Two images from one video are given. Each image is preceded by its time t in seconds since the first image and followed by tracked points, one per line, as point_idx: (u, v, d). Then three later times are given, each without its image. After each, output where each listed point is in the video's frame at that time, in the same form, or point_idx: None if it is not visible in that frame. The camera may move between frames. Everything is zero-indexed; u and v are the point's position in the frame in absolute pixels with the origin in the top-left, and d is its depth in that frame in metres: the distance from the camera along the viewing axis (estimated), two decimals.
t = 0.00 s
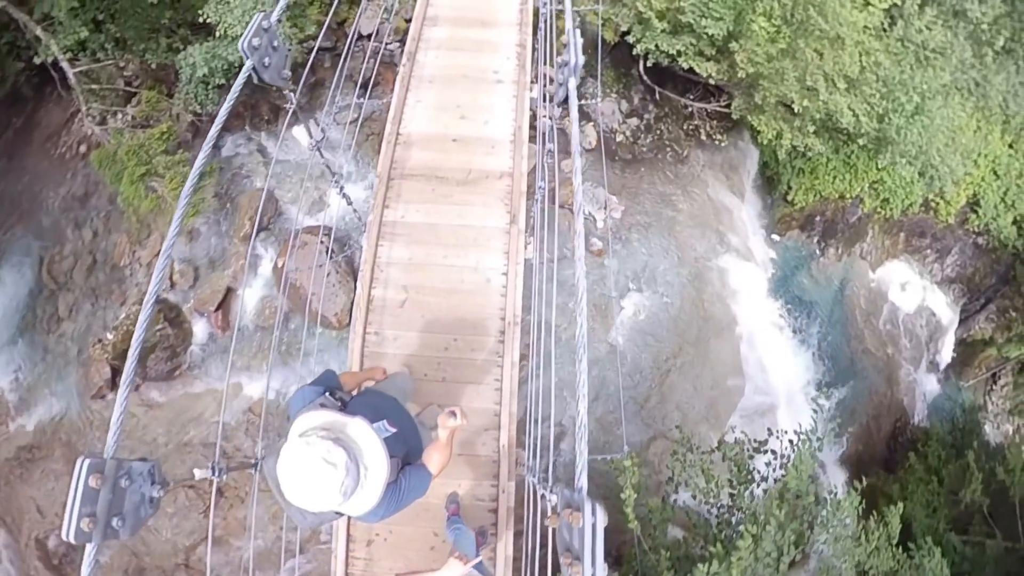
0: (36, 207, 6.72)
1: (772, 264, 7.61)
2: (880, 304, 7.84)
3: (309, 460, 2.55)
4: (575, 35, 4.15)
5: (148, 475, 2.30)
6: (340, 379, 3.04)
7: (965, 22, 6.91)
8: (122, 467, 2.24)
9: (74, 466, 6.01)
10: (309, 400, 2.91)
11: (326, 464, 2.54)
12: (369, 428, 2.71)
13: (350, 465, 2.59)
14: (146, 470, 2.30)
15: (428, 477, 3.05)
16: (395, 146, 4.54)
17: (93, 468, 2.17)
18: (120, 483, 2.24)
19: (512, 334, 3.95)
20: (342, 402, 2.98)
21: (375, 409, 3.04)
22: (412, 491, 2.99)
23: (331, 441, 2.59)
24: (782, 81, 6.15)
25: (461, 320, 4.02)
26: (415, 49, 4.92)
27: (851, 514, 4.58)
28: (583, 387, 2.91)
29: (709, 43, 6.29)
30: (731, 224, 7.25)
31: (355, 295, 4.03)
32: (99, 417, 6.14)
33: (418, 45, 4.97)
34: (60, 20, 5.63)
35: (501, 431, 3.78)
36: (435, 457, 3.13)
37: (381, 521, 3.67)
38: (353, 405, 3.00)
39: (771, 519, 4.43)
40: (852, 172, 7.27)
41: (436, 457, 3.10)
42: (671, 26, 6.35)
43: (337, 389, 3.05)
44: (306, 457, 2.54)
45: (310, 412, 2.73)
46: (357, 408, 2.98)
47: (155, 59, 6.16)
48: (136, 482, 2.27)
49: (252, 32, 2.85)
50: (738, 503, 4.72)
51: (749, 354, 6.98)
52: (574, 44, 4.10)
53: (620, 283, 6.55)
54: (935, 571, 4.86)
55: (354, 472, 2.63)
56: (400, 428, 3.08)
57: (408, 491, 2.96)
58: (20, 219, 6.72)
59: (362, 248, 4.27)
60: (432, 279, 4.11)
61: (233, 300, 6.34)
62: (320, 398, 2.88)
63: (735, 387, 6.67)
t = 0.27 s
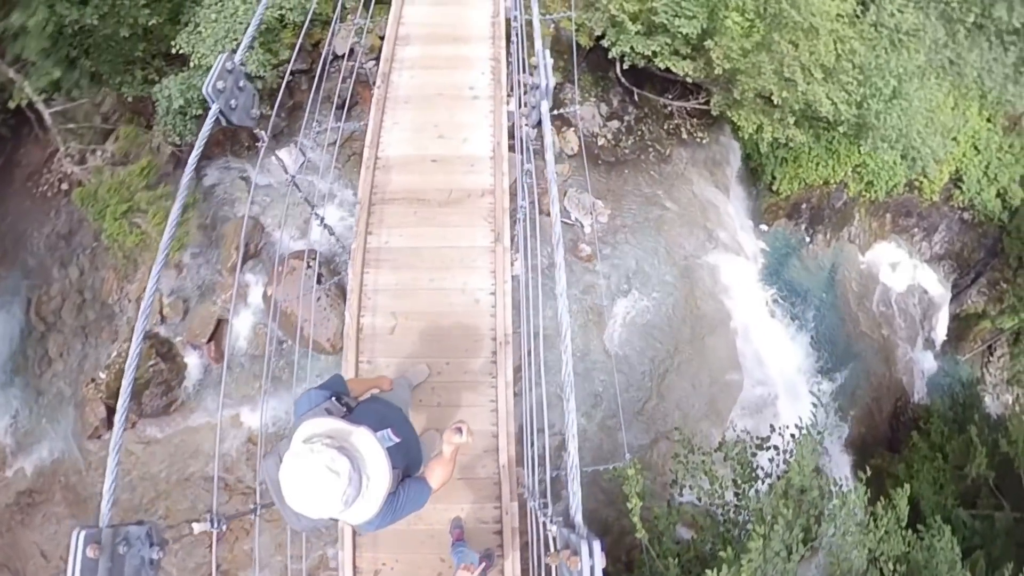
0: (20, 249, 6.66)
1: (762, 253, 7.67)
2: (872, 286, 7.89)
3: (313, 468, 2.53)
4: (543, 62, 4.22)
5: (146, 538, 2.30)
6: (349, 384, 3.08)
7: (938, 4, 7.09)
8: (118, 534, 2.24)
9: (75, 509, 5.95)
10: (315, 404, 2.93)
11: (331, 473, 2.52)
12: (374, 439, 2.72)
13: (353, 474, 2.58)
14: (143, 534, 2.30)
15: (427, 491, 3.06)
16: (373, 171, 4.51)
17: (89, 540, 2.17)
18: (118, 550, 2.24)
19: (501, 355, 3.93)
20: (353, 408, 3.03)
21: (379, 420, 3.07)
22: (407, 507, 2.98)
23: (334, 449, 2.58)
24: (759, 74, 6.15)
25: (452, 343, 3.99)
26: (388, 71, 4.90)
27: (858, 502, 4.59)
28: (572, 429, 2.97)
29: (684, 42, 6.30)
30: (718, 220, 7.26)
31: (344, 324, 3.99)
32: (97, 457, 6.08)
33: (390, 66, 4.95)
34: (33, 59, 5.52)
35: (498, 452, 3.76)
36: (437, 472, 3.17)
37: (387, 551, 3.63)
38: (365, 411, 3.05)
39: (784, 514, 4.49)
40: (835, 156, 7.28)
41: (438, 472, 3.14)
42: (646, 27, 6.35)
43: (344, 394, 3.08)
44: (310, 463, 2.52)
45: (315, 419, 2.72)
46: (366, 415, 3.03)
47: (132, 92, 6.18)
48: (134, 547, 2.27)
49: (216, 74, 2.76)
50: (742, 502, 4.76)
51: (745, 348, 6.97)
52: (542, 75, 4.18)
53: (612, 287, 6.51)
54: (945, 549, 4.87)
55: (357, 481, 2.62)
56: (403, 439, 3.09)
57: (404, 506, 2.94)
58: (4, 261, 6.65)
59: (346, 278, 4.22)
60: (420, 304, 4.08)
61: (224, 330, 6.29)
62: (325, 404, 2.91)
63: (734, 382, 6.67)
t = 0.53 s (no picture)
0: (5, 291, 6.60)
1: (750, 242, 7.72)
2: (861, 269, 7.94)
3: (310, 458, 2.44)
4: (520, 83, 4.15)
5: None
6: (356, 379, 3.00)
7: None
8: None
9: (80, 550, 5.92)
10: (320, 395, 2.83)
11: (327, 463, 2.44)
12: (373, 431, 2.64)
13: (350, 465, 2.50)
14: None
15: (422, 493, 2.96)
16: (356, 195, 4.51)
17: None
18: None
19: (496, 372, 3.93)
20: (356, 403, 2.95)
21: (382, 418, 3.00)
22: (399, 506, 2.87)
23: (332, 440, 2.50)
24: (736, 71, 6.15)
25: (447, 362, 3.99)
26: (365, 93, 4.91)
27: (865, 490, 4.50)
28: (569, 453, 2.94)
29: (658, 41, 6.32)
30: (704, 216, 7.29)
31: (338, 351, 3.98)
32: (98, 497, 6.04)
33: (367, 88, 4.96)
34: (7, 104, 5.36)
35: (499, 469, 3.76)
36: (434, 478, 3.07)
37: None
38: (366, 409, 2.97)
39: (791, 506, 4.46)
40: (815, 143, 7.36)
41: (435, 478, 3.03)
42: (619, 30, 6.40)
43: (350, 387, 3.00)
44: (309, 452, 2.45)
45: (317, 410, 2.64)
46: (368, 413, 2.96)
47: (110, 129, 6.08)
48: None
49: (193, 114, 2.63)
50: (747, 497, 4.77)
51: (740, 342, 6.99)
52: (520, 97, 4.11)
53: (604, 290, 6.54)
54: (952, 524, 4.90)
55: (353, 472, 2.54)
56: (401, 441, 3.01)
57: (397, 505, 2.84)
58: None
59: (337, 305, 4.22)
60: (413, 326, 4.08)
61: (218, 360, 6.26)
62: (330, 397, 2.81)
63: (731, 376, 6.69)
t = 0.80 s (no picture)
0: None
1: (735, 234, 7.78)
2: (848, 254, 8.10)
3: (292, 433, 2.47)
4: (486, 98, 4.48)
5: None
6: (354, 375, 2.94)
7: None
8: None
9: None
10: (316, 386, 2.82)
11: (310, 435, 2.47)
12: (359, 415, 2.68)
13: (334, 437, 2.52)
14: None
15: (406, 495, 2.89)
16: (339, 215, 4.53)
17: None
18: None
19: (490, 384, 3.95)
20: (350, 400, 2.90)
21: (375, 415, 2.99)
22: (382, 507, 2.81)
23: (313, 416, 2.54)
24: (708, 67, 6.19)
25: (441, 376, 4.00)
26: (342, 113, 4.93)
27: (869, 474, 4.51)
28: (558, 463, 3.12)
29: (631, 42, 6.36)
30: (688, 212, 7.33)
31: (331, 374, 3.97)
32: (100, 535, 6.01)
33: (344, 108, 4.98)
34: None
35: (498, 481, 3.76)
36: (421, 480, 3.01)
37: None
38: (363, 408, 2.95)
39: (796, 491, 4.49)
40: (793, 132, 7.41)
41: (422, 480, 2.97)
42: (591, 35, 6.44)
43: (346, 383, 2.93)
44: (290, 429, 2.48)
45: (302, 398, 2.68)
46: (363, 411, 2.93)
47: (90, 162, 6.11)
48: None
49: (171, 149, 2.59)
50: (748, 490, 4.77)
51: (732, 334, 7.02)
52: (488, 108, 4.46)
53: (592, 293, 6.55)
54: (958, 499, 4.89)
55: (337, 449, 2.55)
56: (390, 441, 3.00)
57: (380, 503, 2.78)
58: None
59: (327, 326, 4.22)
60: (404, 343, 4.08)
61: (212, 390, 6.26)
62: (325, 389, 2.79)
63: (727, 369, 6.71)
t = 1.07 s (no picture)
0: None
1: (720, 227, 7.82)
2: (834, 238, 8.27)
3: (264, 439, 2.45)
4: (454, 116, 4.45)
5: None
6: (339, 388, 2.89)
7: None
8: None
9: None
10: (299, 396, 2.78)
11: (281, 441, 2.43)
12: (335, 427, 2.62)
13: (305, 443, 2.47)
14: None
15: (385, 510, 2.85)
16: (320, 238, 4.52)
17: None
18: None
19: (480, 400, 3.93)
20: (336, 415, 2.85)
21: (359, 427, 2.91)
22: (359, 520, 2.76)
23: (286, 423, 2.51)
24: (682, 66, 6.22)
25: (431, 394, 3.97)
26: (318, 135, 4.92)
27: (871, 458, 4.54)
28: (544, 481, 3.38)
29: (603, 44, 6.38)
30: (672, 210, 7.37)
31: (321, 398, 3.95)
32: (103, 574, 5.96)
33: (319, 130, 4.97)
34: None
35: (496, 496, 3.73)
36: (401, 496, 3.16)
37: None
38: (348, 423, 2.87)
39: (803, 476, 4.54)
40: (772, 123, 7.43)
41: (402, 497, 3.14)
42: (564, 40, 6.46)
43: (330, 395, 2.89)
44: (262, 435, 2.45)
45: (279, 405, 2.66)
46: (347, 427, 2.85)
47: (71, 198, 6.02)
48: None
49: (141, 186, 2.56)
50: (748, 485, 4.67)
51: (724, 328, 7.04)
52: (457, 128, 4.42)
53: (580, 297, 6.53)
54: (963, 475, 4.72)
55: (311, 456, 2.51)
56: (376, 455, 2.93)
57: (357, 516, 2.73)
58: None
59: (314, 350, 4.19)
60: (392, 363, 4.07)
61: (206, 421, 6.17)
62: (308, 400, 2.75)
63: (722, 363, 6.71)
